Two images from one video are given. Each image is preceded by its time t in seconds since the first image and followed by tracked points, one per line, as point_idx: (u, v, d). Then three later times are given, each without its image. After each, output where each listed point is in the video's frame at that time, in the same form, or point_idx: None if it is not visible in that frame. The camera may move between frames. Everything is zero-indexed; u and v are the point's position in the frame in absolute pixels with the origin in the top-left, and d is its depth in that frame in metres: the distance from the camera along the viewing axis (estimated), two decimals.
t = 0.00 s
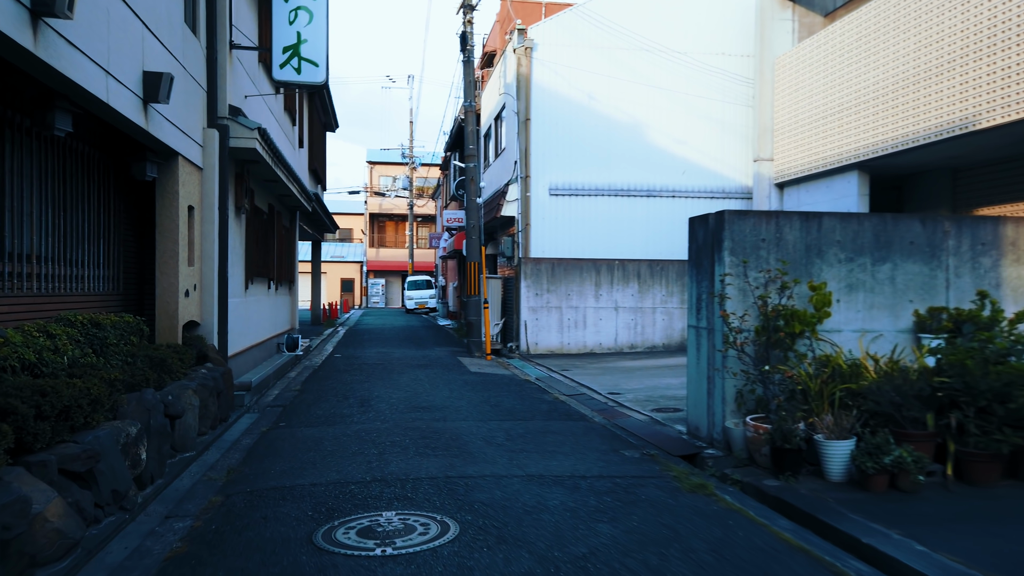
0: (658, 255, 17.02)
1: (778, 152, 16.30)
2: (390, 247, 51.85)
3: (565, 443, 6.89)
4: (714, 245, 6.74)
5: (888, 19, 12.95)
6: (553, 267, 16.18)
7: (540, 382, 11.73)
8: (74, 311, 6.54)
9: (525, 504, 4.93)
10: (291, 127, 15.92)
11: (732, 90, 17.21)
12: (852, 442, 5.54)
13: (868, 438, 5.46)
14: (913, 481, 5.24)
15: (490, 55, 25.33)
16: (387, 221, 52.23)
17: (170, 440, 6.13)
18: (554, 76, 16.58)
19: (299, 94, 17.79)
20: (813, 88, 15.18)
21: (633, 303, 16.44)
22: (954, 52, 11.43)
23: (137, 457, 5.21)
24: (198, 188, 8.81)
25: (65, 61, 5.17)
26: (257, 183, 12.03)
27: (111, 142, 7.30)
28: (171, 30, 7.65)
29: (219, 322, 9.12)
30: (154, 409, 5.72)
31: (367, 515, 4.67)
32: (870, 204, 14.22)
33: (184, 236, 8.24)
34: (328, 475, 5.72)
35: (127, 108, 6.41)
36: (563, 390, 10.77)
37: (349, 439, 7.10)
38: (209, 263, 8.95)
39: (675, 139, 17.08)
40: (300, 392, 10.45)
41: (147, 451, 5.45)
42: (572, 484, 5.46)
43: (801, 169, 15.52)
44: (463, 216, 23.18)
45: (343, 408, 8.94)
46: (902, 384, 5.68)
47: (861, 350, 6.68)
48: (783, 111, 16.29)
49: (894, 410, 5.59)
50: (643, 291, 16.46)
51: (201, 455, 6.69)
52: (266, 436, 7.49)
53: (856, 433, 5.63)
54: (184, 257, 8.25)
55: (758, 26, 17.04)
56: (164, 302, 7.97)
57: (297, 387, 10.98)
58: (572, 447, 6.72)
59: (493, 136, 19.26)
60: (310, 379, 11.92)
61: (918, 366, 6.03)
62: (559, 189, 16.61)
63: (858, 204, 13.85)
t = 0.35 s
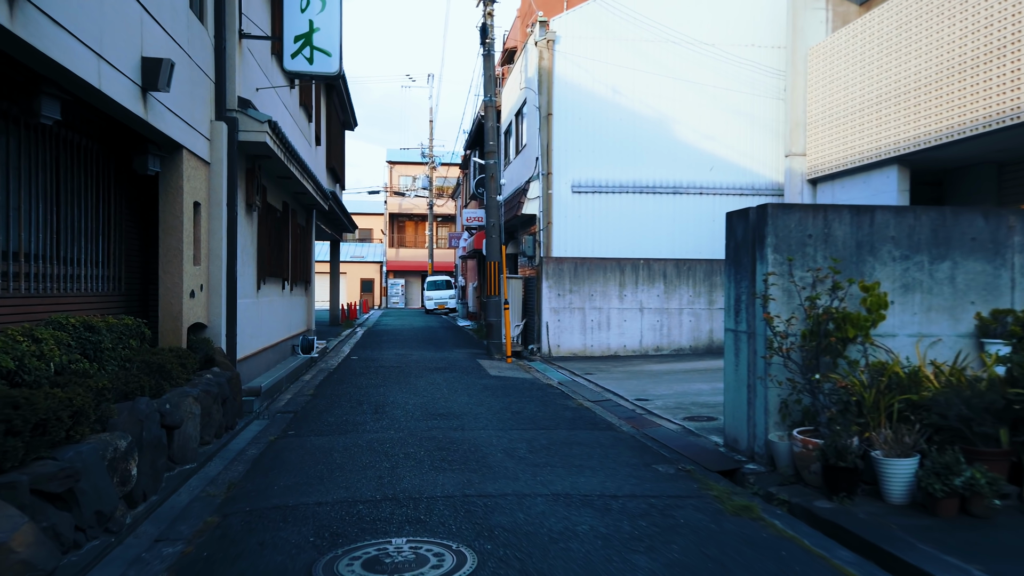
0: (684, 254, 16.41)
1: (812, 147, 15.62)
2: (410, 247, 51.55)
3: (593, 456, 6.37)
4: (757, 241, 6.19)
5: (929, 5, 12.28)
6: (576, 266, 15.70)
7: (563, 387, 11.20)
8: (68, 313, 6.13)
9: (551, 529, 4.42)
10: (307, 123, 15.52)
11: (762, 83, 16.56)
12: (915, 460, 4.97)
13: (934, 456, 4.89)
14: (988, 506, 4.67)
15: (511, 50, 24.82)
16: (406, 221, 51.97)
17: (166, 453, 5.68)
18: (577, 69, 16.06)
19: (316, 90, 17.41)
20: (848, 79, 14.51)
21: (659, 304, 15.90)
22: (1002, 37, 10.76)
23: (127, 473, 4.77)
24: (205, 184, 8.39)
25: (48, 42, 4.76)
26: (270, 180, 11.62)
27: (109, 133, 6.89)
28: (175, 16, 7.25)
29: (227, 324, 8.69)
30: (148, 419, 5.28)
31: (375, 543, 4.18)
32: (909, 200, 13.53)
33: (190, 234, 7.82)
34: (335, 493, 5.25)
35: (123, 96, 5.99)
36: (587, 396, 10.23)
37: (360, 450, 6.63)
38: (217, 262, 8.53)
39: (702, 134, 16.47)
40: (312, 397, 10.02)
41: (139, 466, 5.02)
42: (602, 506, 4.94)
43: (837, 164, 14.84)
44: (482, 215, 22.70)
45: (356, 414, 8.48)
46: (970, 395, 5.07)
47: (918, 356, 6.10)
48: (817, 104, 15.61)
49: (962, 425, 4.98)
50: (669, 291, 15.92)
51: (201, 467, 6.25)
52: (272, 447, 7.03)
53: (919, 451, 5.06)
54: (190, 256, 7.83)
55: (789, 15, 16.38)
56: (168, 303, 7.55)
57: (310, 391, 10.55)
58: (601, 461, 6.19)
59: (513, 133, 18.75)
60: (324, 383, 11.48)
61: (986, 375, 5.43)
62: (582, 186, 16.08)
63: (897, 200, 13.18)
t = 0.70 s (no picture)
0: (709, 252, 15.80)
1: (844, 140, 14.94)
2: (427, 247, 51.18)
3: (621, 472, 5.84)
4: (803, 235, 5.64)
5: None
6: (597, 265, 15.08)
7: (584, 392, 10.63)
8: (55, 315, 5.69)
9: (580, 562, 3.89)
10: (319, 118, 15.09)
11: (791, 74, 15.91)
12: (991, 483, 4.39)
13: (1013, 478, 4.31)
14: None
15: (529, 46, 24.29)
16: (423, 221, 51.64)
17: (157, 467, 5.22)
18: (598, 61, 15.51)
19: (329, 85, 16.98)
20: (883, 68, 13.84)
21: (684, 304, 15.30)
22: None
23: (109, 493, 4.31)
24: (208, 178, 7.94)
25: (24, 15, 4.31)
26: (279, 176, 11.18)
27: (101, 122, 6.45)
28: None
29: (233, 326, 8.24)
30: (136, 432, 4.82)
31: None
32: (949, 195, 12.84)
33: (191, 230, 7.37)
34: (338, 514, 4.76)
35: (111, 79, 5.54)
36: (611, 402, 9.67)
37: (368, 463, 6.15)
38: (221, 261, 8.07)
39: (729, 128, 15.85)
40: (323, 402, 9.57)
41: (124, 484, 4.56)
42: (636, 533, 4.40)
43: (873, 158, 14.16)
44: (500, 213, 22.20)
45: (366, 422, 8.00)
46: None
47: (984, 363, 5.49)
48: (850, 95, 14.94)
49: None
50: (694, 291, 15.29)
51: (198, 481, 5.78)
52: (275, 458, 6.56)
53: (995, 471, 4.47)
54: (192, 254, 7.39)
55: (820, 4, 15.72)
56: (167, 304, 7.10)
57: (320, 396, 10.09)
58: (631, 478, 5.65)
59: (531, 129, 18.21)
60: (336, 387, 11.04)
61: None
62: (603, 182, 15.53)
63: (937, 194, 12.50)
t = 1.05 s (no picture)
0: (738, 251, 15.20)
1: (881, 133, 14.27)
2: (444, 247, 50.81)
3: (659, 490, 5.30)
4: (863, 229, 5.08)
5: None
6: (621, 264, 14.55)
7: (610, 398, 10.09)
8: (44, 317, 5.28)
9: None
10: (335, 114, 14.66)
11: (823, 65, 15.27)
12: None
13: None
14: None
15: (548, 42, 23.78)
16: (441, 221, 51.27)
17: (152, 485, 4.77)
18: (622, 53, 14.96)
19: (345, 81, 16.56)
20: (923, 57, 13.17)
21: (712, 305, 14.70)
22: None
23: (93, 517, 3.86)
24: (215, 172, 7.50)
25: None
26: (292, 172, 10.76)
27: (96, 110, 6.01)
28: None
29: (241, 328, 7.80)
30: (126, 446, 4.37)
31: None
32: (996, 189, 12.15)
33: (195, 226, 6.93)
34: (348, 540, 4.27)
35: (102, 59, 5.10)
36: (641, 408, 9.13)
37: (383, 478, 5.66)
38: (229, 260, 7.62)
39: (758, 122, 15.24)
40: (337, 408, 9.11)
41: (110, 505, 4.11)
42: (684, 565, 3.86)
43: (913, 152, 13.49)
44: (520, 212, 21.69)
45: (381, 430, 7.52)
46: None
47: None
48: (887, 87, 14.27)
49: None
50: (722, 292, 14.70)
51: (198, 498, 5.33)
52: (283, 472, 6.10)
53: None
54: (196, 252, 6.95)
55: None
56: (169, 306, 6.65)
57: (335, 401, 9.64)
58: (671, 497, 5.12)
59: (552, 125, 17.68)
60: (351, 391, 10.59)
61: None
62: (627, 178, 14.99)
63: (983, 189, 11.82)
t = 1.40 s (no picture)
0: (762, 250, 14.61)
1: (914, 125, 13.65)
2: (456, 246, 50.35)
3: (697, 513, 4.77)
4: (928, 220, 4.53)
5: None
6: (640, 263, 14.01)
7: (631, 404, 9.53)
8: (18, 319, 4.80)
9: None
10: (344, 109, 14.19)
11: (850, 56, 14.67)
12: None
13: None
14: None
15: (563, 37, 23.26)
16: (452, 220, 50.82)
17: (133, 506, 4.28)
18: (641, 44, 14.41)
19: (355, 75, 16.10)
20: (959, 46, 12.54)
21: (735, 306, 14.12)
22: None
23: (58, 549, 3.37)
24: (212, 164, 7.02)
25: None
26: (299, 167, 10.28)
27: (81, 95, 5.55)
28: None
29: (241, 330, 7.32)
30: (101, 466, 3.88)
31: None
32: None
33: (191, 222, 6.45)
34: (349, 573, 3.77)
35: (82, 35, 4.64)
36: (666, 416, 8.57)
37: (391, 497, 5.15)
38: (229, 258, 7.14)
39: (783, 115, 14.65)
40: (344, 415, 8.62)
41: (80, 533, 3.62)
42: None
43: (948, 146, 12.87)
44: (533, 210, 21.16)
45: (390, 440, 7.01)
46: None
47: None
48: (919, 77, 13.65)
49: None
50: (745, 292, 14.12)
51: (188, 519, 4.83)
52: (282, 488, 5.60)
53: None
54: (192, 249, 6.48)
55: None
56: (162, 307, 6.16)
57: (342, 408, 9.15)
58: (711, 522, 4.59)
59: (567, 120, 17.14)
60: (359, 396, 10.09)
61: None
62: (646, 174, 14.43)
63: None
